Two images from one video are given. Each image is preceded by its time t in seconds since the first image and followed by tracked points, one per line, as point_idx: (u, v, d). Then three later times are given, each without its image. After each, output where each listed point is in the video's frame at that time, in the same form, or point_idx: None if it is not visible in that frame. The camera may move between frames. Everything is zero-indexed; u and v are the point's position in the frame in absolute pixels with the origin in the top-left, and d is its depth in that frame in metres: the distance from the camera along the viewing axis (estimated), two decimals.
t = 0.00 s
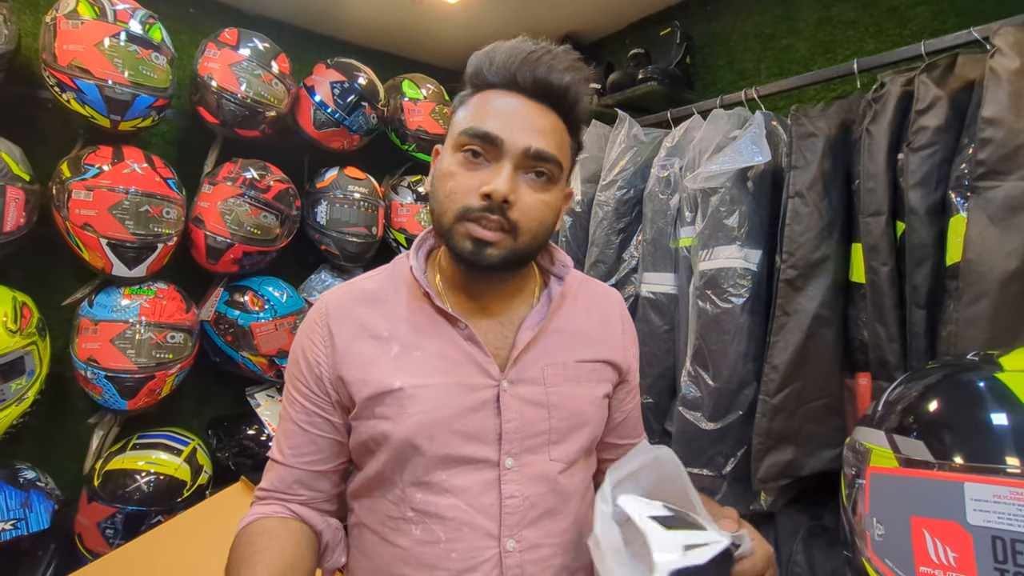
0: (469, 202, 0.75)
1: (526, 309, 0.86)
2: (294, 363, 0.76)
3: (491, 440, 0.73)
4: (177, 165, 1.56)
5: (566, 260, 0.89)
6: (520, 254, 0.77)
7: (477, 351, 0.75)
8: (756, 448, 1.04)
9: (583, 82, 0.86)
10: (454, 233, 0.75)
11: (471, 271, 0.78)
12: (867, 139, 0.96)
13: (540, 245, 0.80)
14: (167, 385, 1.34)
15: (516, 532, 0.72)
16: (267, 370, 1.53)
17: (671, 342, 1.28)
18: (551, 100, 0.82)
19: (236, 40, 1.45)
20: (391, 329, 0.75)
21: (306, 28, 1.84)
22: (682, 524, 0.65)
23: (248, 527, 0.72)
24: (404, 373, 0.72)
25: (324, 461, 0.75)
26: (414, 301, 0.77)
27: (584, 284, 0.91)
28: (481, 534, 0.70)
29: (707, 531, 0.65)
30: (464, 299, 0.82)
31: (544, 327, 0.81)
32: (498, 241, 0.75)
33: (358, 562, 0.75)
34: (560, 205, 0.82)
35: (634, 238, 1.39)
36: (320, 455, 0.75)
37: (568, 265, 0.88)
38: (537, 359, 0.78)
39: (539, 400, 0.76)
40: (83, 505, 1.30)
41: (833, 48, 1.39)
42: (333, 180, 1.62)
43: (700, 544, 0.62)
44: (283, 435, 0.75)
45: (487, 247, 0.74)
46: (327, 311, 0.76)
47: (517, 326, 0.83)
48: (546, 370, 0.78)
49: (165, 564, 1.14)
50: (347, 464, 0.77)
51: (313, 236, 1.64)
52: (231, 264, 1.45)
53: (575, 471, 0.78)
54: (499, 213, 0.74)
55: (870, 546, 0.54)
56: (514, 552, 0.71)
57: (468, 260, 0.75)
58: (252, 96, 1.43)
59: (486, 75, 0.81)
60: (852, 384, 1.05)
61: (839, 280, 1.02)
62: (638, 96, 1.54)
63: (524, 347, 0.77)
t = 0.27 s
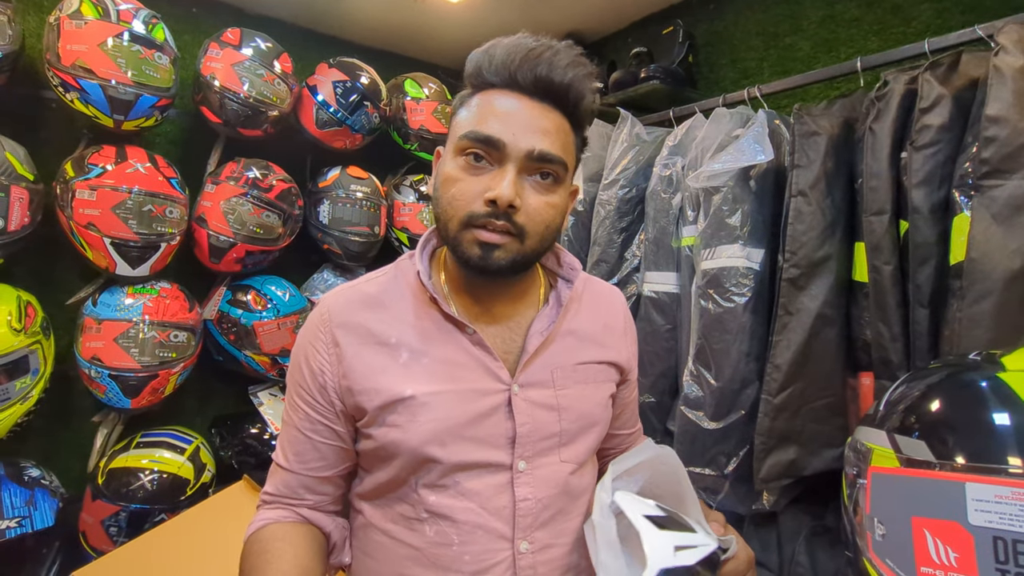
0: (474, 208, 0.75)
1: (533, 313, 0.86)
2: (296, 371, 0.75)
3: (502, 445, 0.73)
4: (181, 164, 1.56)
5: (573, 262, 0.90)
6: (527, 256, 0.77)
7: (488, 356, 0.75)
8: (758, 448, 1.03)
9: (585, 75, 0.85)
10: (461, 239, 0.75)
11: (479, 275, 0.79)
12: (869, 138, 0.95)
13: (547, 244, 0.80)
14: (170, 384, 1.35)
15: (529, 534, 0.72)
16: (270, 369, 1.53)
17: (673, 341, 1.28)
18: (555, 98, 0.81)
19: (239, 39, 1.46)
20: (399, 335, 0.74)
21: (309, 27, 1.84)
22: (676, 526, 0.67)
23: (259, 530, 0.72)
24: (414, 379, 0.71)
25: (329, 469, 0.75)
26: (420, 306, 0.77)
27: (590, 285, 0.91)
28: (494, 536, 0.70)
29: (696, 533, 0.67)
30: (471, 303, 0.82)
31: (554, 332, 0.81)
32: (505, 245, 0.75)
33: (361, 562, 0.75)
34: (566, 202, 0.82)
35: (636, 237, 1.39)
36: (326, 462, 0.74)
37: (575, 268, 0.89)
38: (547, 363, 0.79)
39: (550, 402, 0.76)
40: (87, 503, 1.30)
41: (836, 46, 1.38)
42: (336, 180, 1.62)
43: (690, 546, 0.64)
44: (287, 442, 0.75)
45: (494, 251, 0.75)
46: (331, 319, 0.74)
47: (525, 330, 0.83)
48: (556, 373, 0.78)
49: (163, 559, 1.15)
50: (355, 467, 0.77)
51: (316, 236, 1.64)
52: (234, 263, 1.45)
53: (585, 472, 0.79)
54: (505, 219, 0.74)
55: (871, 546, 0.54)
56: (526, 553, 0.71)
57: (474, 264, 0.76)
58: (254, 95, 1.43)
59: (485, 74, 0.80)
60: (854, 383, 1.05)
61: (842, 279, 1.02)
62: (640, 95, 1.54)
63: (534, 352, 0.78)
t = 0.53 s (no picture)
0: (454, 172, 0.75)
1: (534, 297, 0.87)
2: (308, 377, 0.72)
3: (525, 429, 0.73)
4: (189, 164, 1.57)
5: (560, 246, 0.91)
6: (517, 212, 0.76)
7: (500, 339, 0.76)
8: (767, 448, 1.02)
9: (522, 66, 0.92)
10: (449, 205, 0.75)
11: (476, 245, 0.78)
12: (879, 135, 0.94)
13: (534, 203, 0.80)
14: (179, 382, 1.36)
15: (559, 519, 0.71)
16: (278, 368, 1.54)
17: (680, 340, 1.27)
18: (499, 84, 0.88)
19: (247, 40, 1.46)
20: (411, 327, 0.75)
21: (316, 28, 1.85)
22: (630, 527, 0.65)
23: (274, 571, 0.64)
24: (430, 366, 0.72)
25: (351, 480, 0.71)
26: (425, 295, 0.79)
27: (581, 269, 0.92)
28: (525, 524, 0.70)
29: (654, 530, 0.64)
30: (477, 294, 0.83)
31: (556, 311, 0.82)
32: (493, 199, 0.75)
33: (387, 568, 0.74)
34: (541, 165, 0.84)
35: (643, 236, 1.39)
36: (348, 472, 0.71)
37: (563, 251, 0.90)
38: (557, 346, 0.79)
39: (565, 384, 0.77)
40: (97, 500, 1.31)
41: (846, 43, 1.37)
42: (343, 179, 1.62)
43: (643, 545, 0.62)
44: (302, 458, 0.70)
45: (485, 206, 0.74)
46: (342, 318, 0.74)
47: (529, 314, 0.84)
48: (566, 355, 0.79)
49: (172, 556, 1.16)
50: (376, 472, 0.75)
51: (323, 235, 1.65)
52: (242, 262, 1.46)
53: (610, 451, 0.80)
54: (484, 172, 0.75)
55: (884, 547, 0.53)
56: (559, 539, 0.71)
57: (468, 227, 0.75)
58: (262, 95, 1.44)
59: (436, 83, 0.88)
60: (864, 384, 1.04)
61: (852, 278, 1.01)
62: (647, 94, 1.54)
63: (543, 334, 0.78)
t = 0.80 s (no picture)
0: (484, 190, 0.74)
1: (537, 298, 0.87)
2: (309, 384, 0.73)
3: (529, 432, 0.74)
4: (191, 165, 1.58)
5: (566, 249, 0.89)
6: (541, 231, 0.78)
7: (502, 343, 0.76)
8: (767, 448, 1.03)
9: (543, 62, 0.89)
10: (479, 223, 0.74)
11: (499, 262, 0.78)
12: (880, 136, 0.94)
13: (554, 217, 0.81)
14: (181, 382, 1.36)
15: (563, 521, 0.72)
16: (279, 368, 1.54)
17: (681, 341, 1.27)
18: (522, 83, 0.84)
19: (248, 41, 1.46)
20: (412, 331, 0.74)
21: (317, 28, 1.85)
22: (649, 524, 0.67)
23: None
24: (432, 371, 0.71)
25: (354, 484, 0.72)
26: (426, 299, 0.78)
27: (582, 270, 0.93)
28: (529, 527, 0.70)
29: (673, 529, 0.66)
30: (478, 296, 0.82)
31: (559, 314, 0.82)
32: (523, 221, 0.75)
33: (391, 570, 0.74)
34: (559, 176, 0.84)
35: (644, 237, 1.39)
36: (351, 477, 0.72)
37: (568, 255, 0.88)
38: (559, 348, 0.79)
39: (567, 386, 0.77)
40: (100, 500, 1.32)
41: (847, 44, 1.37)
42: (344, 179, 1.63)
43: (663, 543, 0.64)
44: (307, 464, 0.72)
45: (514, 227, 0.74)
46: (341, 323, 0.74)
47: (532, 315, 0.84)
48: (569, 357, 0.79)
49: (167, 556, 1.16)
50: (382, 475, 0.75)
51: (324, 236, 1.65)
52: (243, 262, 1.46)
53: (608, 454, 0.80)
54: (517, 193, 0.74)
55: (881, 547, 0.53)
56: (563, 541, 0.72)
57: (498, 247, 0.75)
58: (263, 96, 1.44)
59: (454, 73, 0.82)
60: (864, 384, 1.04)
61: (852, 278, 1.01)
62: (647, 94, 1.54)
63: (546, 336, 0.78)
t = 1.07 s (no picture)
0: (464, 202, 0.76)
1: (540, 304, 0.88)
2: (310, 387, 0.74)
3: (526, 439, 0.75)
4: (193, 166, 1.58)
5: (569, 254, 0.91)
6: (524, 242, 0.78)
7: (502, 350, 0.77)
8: (766, 449, 1.03)
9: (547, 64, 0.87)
10: (456, 234, 0.76)
11: (481, 271, 0.79)
12: (878, 138, 0.95)
13: (542, 228, 0.81)
14: (184, 383, 1.37)
15: (557, 528, 0.73)
16: (281, 368, 1.55)
17: (681, 341, 1.28)
18: (519, 87, 0.83)
19: (250, 43, 1.47)
20: (412, 337, 0.75)
21: (318, 30, 1.86)
22: (636, 542, 0.67)
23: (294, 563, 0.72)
24: (431, 379, 0.72)
25: (353, 481, 0.75)
26: (428, 306, 0.78)
27: (587, 276, 0.93)
28: (523, 532, 0.71)
29: (659, 550, 0.67)
30: (474, 301, 0.83)
31: (562, 322, 0.83)
32: (501, 234, 0.76)
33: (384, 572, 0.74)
34: (555, 185, 0.83)
35: (644, 238, 1.39)
36: (350, 475, 0.74)
37: (573, 261, 0.91)
38: (561, 355, 0.80)
39: (568, 394, 0.78)
40: (103, 500, 1.33)
41: (846, 46, 1.38)
42: (346, 181, 1.63)
43: (647, 564, 0.64)
44: (308, 461, 0.74)
45: (491, 240, 0.75)
46: (342, 328, 0.75)
47: (534, 322, 0.85)
48: (569, 365, 0.80)
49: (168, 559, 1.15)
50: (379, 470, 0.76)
51: (326, 237, 1.66)
52: (245, 264, 1.47)
53: (605, 462, 0.80)
54: (494, 205, 0.75)
55: (876, 547, 0.54)
56: (557, 547, 0.72)
57: (476, 259, 0.76)
58: (265, 98, 1.45)
59: (453, 81, 0.83)
60: (863, 385, 1.05)
61: (851, 280, 1.02)
62: (647, 96, 1.54)
63: (547, 344, 0.79)
